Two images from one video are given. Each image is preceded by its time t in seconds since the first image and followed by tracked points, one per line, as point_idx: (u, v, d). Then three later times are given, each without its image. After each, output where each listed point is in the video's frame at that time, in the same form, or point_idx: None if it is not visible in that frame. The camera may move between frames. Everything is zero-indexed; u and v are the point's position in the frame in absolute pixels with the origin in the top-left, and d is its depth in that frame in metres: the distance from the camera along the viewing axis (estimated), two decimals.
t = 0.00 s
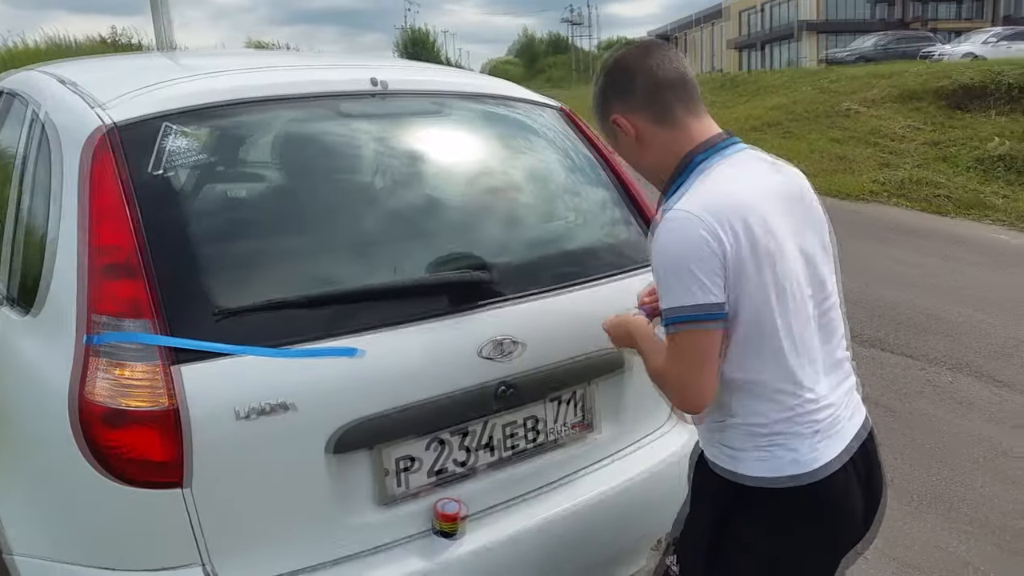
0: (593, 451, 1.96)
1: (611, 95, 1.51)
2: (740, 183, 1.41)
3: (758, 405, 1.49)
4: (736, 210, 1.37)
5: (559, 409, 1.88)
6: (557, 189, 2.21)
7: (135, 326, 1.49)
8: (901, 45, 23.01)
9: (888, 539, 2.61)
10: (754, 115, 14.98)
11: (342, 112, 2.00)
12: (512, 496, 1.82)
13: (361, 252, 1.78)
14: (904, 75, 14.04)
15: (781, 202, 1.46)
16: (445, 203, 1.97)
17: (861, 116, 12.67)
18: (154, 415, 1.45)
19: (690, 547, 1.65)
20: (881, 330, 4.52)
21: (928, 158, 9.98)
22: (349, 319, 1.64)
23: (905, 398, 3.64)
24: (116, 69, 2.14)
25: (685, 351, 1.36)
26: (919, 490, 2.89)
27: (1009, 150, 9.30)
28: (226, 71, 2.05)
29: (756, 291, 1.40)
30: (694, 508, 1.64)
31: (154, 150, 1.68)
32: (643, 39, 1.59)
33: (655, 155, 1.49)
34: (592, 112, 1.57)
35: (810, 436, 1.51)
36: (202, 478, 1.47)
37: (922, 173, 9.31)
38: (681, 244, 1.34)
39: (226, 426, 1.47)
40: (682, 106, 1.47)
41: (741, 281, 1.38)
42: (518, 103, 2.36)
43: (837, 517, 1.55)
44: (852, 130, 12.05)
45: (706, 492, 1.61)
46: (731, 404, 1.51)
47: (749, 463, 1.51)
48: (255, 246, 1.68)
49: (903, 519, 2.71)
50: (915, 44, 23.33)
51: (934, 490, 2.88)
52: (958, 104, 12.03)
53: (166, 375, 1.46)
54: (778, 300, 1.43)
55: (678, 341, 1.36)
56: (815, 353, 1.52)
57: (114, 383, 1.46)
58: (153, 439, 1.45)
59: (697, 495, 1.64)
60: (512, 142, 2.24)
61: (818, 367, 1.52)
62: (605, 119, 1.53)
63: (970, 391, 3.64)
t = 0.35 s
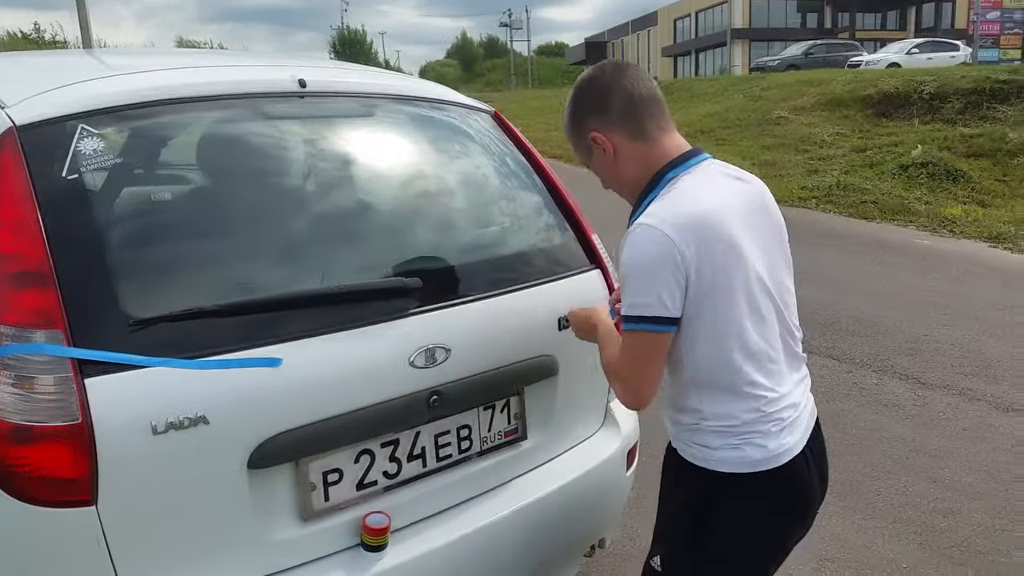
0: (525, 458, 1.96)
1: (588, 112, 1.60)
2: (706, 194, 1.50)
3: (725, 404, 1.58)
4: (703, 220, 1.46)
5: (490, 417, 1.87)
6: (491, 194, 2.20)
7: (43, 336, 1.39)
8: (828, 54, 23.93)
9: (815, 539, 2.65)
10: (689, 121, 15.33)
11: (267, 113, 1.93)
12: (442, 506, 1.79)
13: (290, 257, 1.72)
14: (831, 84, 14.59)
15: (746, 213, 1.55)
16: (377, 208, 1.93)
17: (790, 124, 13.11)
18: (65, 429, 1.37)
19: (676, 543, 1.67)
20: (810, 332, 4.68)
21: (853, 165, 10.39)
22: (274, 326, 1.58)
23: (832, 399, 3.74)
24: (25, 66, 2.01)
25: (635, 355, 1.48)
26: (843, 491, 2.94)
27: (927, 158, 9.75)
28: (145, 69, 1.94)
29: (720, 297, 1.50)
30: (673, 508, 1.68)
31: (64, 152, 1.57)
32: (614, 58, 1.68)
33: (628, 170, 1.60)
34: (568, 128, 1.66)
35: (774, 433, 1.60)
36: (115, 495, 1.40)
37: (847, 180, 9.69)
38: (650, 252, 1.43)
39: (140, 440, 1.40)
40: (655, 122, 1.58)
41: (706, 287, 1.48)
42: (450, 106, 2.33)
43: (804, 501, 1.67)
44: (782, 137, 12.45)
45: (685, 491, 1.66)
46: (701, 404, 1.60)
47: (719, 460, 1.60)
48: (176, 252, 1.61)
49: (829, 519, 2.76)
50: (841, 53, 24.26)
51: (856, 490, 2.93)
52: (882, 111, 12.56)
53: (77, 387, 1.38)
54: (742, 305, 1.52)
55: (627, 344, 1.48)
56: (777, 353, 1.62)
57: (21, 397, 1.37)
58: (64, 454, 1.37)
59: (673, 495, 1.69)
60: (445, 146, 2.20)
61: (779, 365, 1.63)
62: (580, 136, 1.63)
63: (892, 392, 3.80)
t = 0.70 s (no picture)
0: (471, 456, 1.92)
1: (583, 90, 1.77)
2: (703, 159, 1.72)
3: (729, 344, 1.81)
4: (707, 180, 1.68)
5: (434, 416, 1.83)
6: (426, 188, 2.14)
7: None
8: (750, 46, 24.61)
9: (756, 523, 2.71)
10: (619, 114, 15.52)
11: (188, 108, 1.83)
12: (388, 509, 1.74)
13: (218, 257, 1.64)
14: (754, 75, 15.01)
15: (733, 173, 1.79)
16: (308, 205, 1.85)
17: (716, 115, 13.43)
18: None
19: (691, 473, 1.87)
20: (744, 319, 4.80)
21: (778, 154, 10.73)
22: (202, 331, 1.50)
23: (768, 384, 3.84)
24: None
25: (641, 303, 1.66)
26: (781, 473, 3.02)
27: (847, 147, 10.14)
28: (53, 63, 1.81)
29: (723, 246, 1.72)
30: (685, 441, 1.88)
31: None
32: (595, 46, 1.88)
33: (623, 141, 1.78)
34: (561, 108, 1.81)
35: (767, 364, 1.85)
36: (33, 519, 1.28)
37: (772, 169, 9.99)
38: (667, 211, 1.63)
39: (60, 458, 1.29)
40: (643, 96, 1.79)
41: (711, 240, 1.71)
42: (381, 98, 2.26)
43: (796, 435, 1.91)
44: (709, 127, 12.74)
45: (698, 424, 1.85)
46: (706, 348, 1.81)
47: (729, 394, 1.82)
48: (94, 257, 1.51)
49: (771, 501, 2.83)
50: (762, 45, 24.98)
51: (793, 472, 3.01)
52: (804, 101, 12.99)
53: None
54: (739, 253, 1.76)
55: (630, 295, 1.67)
56: (763, 297, 1.87)
57: None
58: None
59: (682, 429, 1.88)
60: (376, 139, 2.14)
61: (765, 308, 1.88)
62: (577, 113, 1.78)
63: (824, 374, 3.93)
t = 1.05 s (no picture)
0: (424, 472, 1.89)
1: (543, 94, 1.77)
2: (657, 164, 1.75)
3: (679, 341, 1.83)
4: (661, 183, 1.70)
5: (386, 432, 1.79)
6: (373, 195, 2.09)
7: None
8: (688, 58, 25.22)
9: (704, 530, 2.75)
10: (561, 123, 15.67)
11: (123, 111, 1.74)
12: (339, 530, 1.69)
13: (155, 268, 1.56)
14: (693, 87, 15.38)
15: (685, 179, 1.82)
16: (250, 214, 1.78)
17: (656, 125, 13.70)
18: None
19: (645, 470, 1.86)
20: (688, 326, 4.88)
21: (716, 165, 11.01)
22: (140, 347, 1.42)
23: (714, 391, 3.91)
24: None
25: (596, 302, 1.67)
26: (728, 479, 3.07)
27: (782, 157, 10.48)
28: None
29: (677, 248, 1.74)
30: (637, 438, 1.87)
31: None
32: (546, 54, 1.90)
33: (583, 146, 1.80)
34: (520, 112, 1.80)
35: (716, 362, 1.88)
36: None
37: (710, 179, 10.25)
38: (624, 212, 1.64)
39: None
40: (600, 104, 1.82)
41: (665, 240, 1.72)
42: (326, 103, 2.20)
43: (742, 428, 1.95)
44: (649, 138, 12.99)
45: (650, 421, 1.85)
46: (657, 346, 1.82)
47: (678, 390, 1.83)
48: (22, 269, 1.43)
49: (718, 507, 2.88)
50: (700, 58, 25.62)
51: (740, 478, 3.07)
52: (741, 113, 13.38)
53: None
54: (691, 254, 1.79)
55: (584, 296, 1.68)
56: (711, 297, 1.91)
57: None
58: None
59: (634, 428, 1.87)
60: (321, 145, 2.08)
61: (713, 307, 1.91)
62: (537, 116, 1.78)
63: (766, 381, 4.02)
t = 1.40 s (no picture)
0: (409, 469, 1.88)
1: (539, 81, 1.79)
2: (643, 159, 1.77)
3: (661, 333, 1.84)
4: (649, 177, 1.72)
5: (371, 429, 1.78)
6: (359, 190, 2.08)
7: None
8: (674, 56, 25.32)
9: (686, 527, 2.76)
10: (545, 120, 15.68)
11: (106, 103, 1.71)
12: (323, 527, 1.68)
13: (137, 262, 1.54)
14: (678, 86, 15.44)
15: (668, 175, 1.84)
16: (234, 208, 1.76)
17: (640, 123, 13.73)
18: None
19: (628, 462, 1.87)
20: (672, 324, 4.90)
21: (700, 163, 11.06)
22: (121, 342, 1.40)
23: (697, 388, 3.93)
24: None
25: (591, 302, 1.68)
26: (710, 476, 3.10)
27: (765, 157, 10.55)
28: None
29: (663, 241, 1.76)
30: (620, 431, 1.86)
31: None
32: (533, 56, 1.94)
33: (575, 134, 1.81)
34: (514, 97, 1.80)
35: (697, 354, 1.90)
36: None
37: (694, 177, 10.30)
38: (615, 205, 1.65)
39: None
40: (588, 101, 1.87)
41: (653, 235, 1.73)
42: (312, 96, 2.18)
43: (723, 415, 1.97)
44: (634, 136, 13.02)
45: (634, 412, 1.85)
46: (640, 338, 1.83)
47: (661, 381, 1.84)
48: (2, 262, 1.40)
49: (699, 504, 2.90)
50: (685, 56, 25.72)
51: (722, 476, 3.09)
52: (725, 111, 13.45)
53: None
54: (675, 248, 1.80)
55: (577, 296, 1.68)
56: (692, 290, 1.92)
57: None
58: None
59: (617, 420, 1.87)
60: (306, 139, 2.06)
61: (693, 300, 1.93)
62: (532, 101, 1.78)
63: (748, 378, 4.05)
